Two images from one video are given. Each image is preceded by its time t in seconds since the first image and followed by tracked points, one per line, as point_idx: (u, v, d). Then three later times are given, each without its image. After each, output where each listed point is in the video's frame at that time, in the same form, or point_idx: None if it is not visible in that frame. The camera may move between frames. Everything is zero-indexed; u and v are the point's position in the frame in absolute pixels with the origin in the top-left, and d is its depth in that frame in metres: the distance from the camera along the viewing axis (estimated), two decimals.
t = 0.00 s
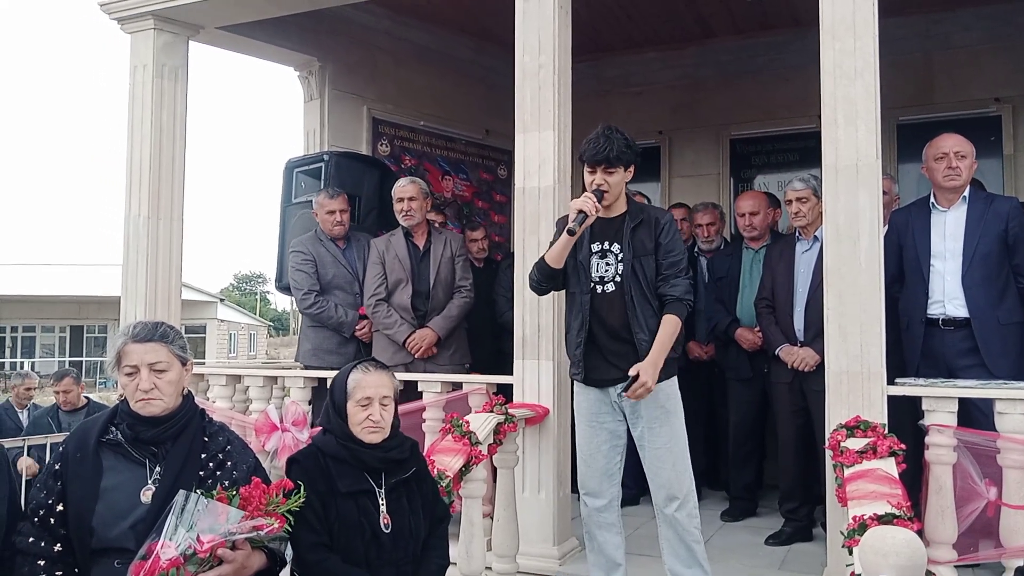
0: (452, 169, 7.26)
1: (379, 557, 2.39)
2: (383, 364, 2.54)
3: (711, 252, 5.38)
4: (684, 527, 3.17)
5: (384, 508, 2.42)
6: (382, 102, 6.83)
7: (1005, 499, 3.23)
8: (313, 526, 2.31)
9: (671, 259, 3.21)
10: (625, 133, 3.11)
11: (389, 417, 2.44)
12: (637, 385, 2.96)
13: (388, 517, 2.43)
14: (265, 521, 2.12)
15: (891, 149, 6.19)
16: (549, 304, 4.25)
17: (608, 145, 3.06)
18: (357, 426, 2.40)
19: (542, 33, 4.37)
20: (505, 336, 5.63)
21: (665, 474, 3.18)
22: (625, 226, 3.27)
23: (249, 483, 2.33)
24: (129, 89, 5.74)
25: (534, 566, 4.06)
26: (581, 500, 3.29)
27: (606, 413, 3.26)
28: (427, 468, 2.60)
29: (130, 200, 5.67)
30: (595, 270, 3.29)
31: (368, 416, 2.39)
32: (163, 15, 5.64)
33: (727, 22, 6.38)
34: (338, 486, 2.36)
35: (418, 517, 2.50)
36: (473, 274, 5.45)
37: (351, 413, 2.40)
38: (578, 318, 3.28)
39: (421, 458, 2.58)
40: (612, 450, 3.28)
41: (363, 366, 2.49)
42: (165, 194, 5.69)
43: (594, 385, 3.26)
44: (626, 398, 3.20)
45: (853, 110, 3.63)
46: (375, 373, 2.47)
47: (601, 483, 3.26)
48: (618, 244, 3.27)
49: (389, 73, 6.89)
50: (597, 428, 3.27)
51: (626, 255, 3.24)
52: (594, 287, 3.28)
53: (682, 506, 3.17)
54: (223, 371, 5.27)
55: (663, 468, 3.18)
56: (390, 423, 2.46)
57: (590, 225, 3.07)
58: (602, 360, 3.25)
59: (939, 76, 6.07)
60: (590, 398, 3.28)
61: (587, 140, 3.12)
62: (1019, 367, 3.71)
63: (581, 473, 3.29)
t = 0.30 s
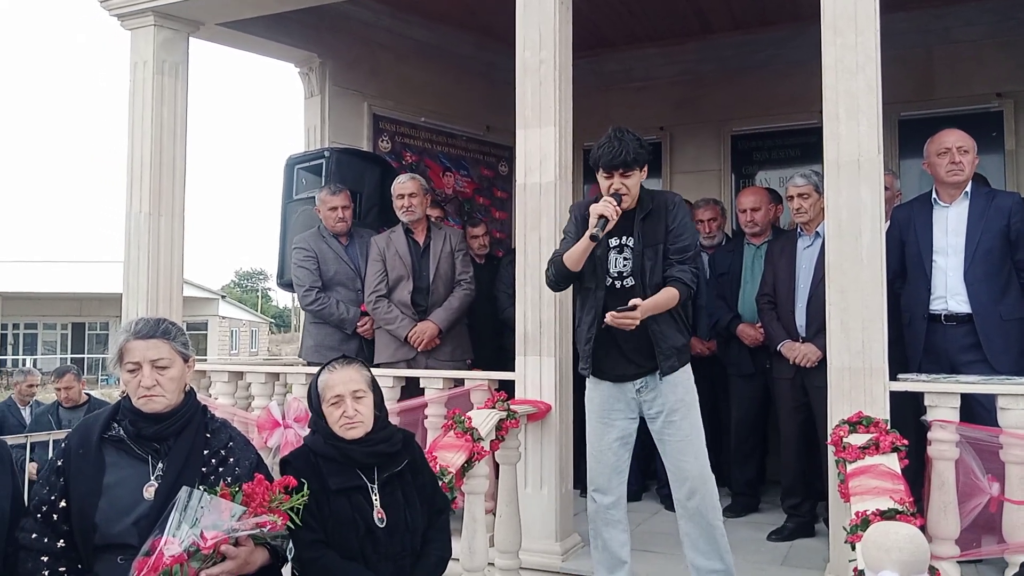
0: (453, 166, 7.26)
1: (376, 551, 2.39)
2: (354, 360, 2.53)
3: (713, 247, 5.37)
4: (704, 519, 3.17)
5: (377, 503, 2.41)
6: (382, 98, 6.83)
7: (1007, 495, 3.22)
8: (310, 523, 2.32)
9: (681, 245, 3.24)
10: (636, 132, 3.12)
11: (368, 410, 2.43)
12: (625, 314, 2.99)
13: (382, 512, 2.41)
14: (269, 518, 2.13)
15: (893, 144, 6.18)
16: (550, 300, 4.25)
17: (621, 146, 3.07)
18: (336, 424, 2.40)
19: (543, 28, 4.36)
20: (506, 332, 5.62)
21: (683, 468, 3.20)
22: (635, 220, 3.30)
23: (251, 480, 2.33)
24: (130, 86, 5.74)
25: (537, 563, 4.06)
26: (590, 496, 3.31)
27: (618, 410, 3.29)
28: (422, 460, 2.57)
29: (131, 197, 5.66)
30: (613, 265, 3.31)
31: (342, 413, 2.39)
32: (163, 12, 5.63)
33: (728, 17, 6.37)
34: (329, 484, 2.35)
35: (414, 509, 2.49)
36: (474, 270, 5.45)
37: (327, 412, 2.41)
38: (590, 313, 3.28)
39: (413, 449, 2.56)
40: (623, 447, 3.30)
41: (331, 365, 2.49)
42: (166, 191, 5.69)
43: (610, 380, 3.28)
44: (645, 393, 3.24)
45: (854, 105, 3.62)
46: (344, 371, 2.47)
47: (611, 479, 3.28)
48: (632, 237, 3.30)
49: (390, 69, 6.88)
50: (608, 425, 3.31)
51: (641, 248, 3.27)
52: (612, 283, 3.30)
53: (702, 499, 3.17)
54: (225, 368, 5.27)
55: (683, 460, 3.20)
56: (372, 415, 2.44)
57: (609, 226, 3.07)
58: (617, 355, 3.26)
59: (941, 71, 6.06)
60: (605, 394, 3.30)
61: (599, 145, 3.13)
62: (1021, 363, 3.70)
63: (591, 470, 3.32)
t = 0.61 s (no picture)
0: (459, 162, 7.26)
1: (395, 546, 2.39)
2: (383, 356, 2.56)
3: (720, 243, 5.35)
4: (726, 521, 3.16)
5: (396, 498, 2.43)
6: (388, 95, 6.83)
7: (1014, 492, 3.21)
8: (326, 518, 2.31)
9: (712, 234, 3.23)
10: (666, 128, 3.14)
11: (394, 408, 2.47)
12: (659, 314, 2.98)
13: (401, 507, 2.44)
14: (275, 513, 2.14)
15: (900, 140, 6.16)
16: (556, 297, 4.25)
17: (651, 143, 3.11)
18: (362, 421, 2.42)
19: (549, 24, 4.36)
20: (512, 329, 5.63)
21: (714, 470, 3.18)
22: (673, 213, 3.30)
23: (258, 475, 2.34)
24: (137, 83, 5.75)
25: (542, 559, 4.06)
26: (616, 492, 3.31)
27: (654, 408, 3.29)
28: (438, 459, 2.63)
29: (138, 193, 5.68)
30: (657, 261, 3.32)
31: (370, 409, 2.42)
32: (169, 9, 5.65)
33: (734, 13, 6.34)
34: (350, 478, 2.37)
35: (430, 506, 2.53)
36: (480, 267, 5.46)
37: (355, 408, 2.43)
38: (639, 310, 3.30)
39: (430, 450, 2.61)
40: (655, 446, 3.30)
41: (361, 361, 2.51)
42: (173, 188, 5.70)
43: (649, 378, 3.28)
44: (681, 391, 3.24)
45: (862, 101, 3.61)
46: (374, 367, 2.49)
47: (639, 477, 3.29)
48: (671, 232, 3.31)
49: (395, 66, 6.88)
50: (643, 422, 3.31)
51: (678, 243, 3.28)
52: (658, 279, 3.32)
53: (727, 501, 3.16)
54: (231, 364, 5.28)
55: (712, 461, 3.19)
56: (396, 414, 2.49)
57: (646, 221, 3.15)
58: (657, 352, 3.26)
59: (949, 67, 6.03)
60: (643, 392, 3.30)
61: (630, 144, 3.18)
62: None
63: (621, 466, 3.32)
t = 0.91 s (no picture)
0: (456, 159, 7.25)
1: (397, 543, 2.41)
2: (396, 355, 2.56)
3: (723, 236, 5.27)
4: (733, 522, 3.15)
5: (399, 496, 2.44)
6: (385, 92, 6.82)
7: (1010, 488, 3.22)
8: (331, 514, 2.31)
9: (719, 227, 3.16)
10: (681, 129, 3.16)
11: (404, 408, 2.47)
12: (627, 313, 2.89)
13: (404, 505, 2.45)
14: (274, 510, 2.13)
15: (897, 137, 6.17)
16: (554, 294, 4.25)
17: (661, 141, 3.16)
18: (373, 418, 2.43)
19: (546, 21, 4.35)
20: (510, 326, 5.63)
21: (725, 470, 3.17)
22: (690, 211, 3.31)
23: (257, 472, 2.34)
24: (133, 80, 5.73)
25: (539, 556, 4.06)
26: (636, 484, 3.35)
27: (677, 403, 3.31)
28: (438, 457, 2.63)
29: (135, 191, 5.67)
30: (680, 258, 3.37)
31: (385, 407, 2.42)
32: (165, 5, 5.63)
33: (732, 10, 6.34)
34: (355, 474, 2.37)
35: (432, 504, 2.54)
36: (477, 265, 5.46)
37: (367, 405, 2.42)
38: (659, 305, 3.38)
39: (431, 448, 2.60)
40: (677, 441, 3.31)
41: (377, 357, 2.49)
42: (170, 185, 5.69)
43: (671, 374, 3.32)
44: (700, 388, 3.24)
45: (859, 98, 3.61)
46: (389, 365, 2.49)
47: (657, 471, 3.30)
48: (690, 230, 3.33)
49: (392, 63, 6.87)
50: (666, 417, 3.34)
51: (694, 240, 3.29)
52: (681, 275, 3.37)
53: (737, 503, 3.15)
54: (228, 361, 5.28)
55: (723, 462, 3.17)
56: (405, 413, 2.49)
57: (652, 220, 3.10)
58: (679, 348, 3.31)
59: (946, 64, 6.03)
60: (669, 388, 3.34)
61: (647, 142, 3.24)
62: None
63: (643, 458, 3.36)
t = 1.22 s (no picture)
0: (456, 158, 7.25)
1: (395, 541, 2.41)
2: (401, 354, 2.56)
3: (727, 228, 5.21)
4: (728, 523, 3.17)
5: (398, 493, 2.44)
6: (384, 90, 6.82)
7: (1010, 485, 3.23)
8: (328, 511, 2.32)
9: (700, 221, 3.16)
10: (689, 127, 3.22)
11: (405, 408, 2.47)
12: (580, 278, 2.97)
13: (403, 503, 2.45)
14: (275, 508, 2.14)
15: (896, 134, 6.17)
16: (554, 292, 4.26)
17: (664, 136, 3.25)
18: (374, 417, 2.43)
19: (545, 19, 4.36)
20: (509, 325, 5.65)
21: (720, 469, 3.18)
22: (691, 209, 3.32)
23: (258, 471, 2.35)
24: (132, 79, 5.73)
25: (539, 553, 4.07)
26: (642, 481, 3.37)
27: (680, 398, 3.32)
28: (437, 454, 2.63)
29: (134, 190, 5.67)
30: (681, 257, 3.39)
31: (386, 407, 2.42)
32: (164, 4, 5.63)
33: (731, 7, 6.34)
34: (353, 471, 2.37)
35: (431, 501, 2.54)
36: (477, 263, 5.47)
37: (369, 404, 2.43)
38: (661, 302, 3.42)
39: (430, 445, 2.61)
40: (682, 437, 3.31)
41: (380, 356, 2.50)
42: (169, 184, 5.69)
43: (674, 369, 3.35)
44: (698, 385, 3.24)
45: (858, 96, 3.61)
46: (393, 365, 2.49)
47: (664, 467, 3.31)
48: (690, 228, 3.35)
49: (392, 61, 6.88)
50: (670, 411, 3.35)
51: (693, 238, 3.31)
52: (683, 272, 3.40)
53: (732, 503, 3.16)
54: (228, 360, 5.28)
55: (717, 460, 3.19)
56: (406, 414, 2.48)
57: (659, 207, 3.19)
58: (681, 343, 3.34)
59: (945, 61, 6.04)
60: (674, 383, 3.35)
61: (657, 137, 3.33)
62: None
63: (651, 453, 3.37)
